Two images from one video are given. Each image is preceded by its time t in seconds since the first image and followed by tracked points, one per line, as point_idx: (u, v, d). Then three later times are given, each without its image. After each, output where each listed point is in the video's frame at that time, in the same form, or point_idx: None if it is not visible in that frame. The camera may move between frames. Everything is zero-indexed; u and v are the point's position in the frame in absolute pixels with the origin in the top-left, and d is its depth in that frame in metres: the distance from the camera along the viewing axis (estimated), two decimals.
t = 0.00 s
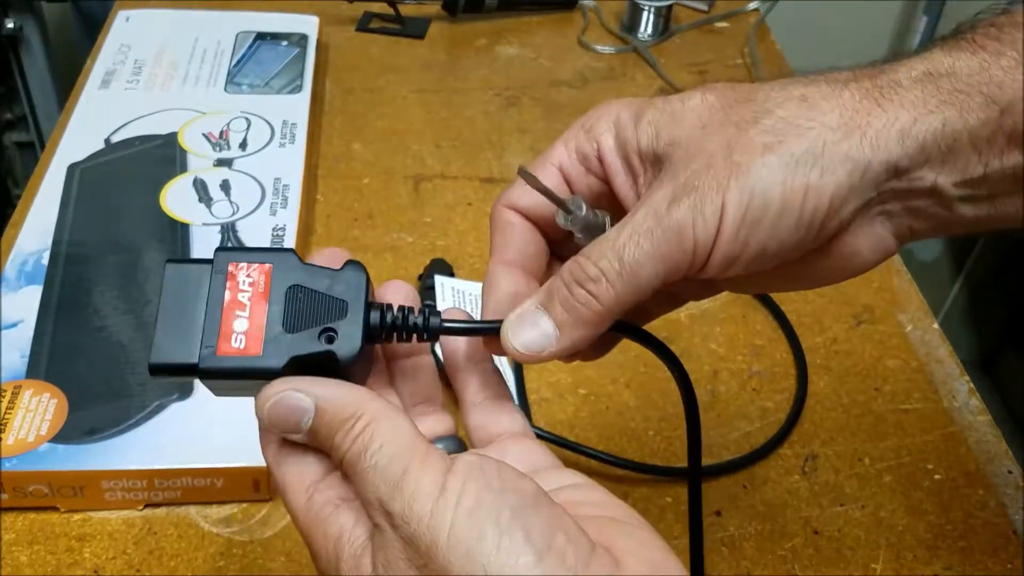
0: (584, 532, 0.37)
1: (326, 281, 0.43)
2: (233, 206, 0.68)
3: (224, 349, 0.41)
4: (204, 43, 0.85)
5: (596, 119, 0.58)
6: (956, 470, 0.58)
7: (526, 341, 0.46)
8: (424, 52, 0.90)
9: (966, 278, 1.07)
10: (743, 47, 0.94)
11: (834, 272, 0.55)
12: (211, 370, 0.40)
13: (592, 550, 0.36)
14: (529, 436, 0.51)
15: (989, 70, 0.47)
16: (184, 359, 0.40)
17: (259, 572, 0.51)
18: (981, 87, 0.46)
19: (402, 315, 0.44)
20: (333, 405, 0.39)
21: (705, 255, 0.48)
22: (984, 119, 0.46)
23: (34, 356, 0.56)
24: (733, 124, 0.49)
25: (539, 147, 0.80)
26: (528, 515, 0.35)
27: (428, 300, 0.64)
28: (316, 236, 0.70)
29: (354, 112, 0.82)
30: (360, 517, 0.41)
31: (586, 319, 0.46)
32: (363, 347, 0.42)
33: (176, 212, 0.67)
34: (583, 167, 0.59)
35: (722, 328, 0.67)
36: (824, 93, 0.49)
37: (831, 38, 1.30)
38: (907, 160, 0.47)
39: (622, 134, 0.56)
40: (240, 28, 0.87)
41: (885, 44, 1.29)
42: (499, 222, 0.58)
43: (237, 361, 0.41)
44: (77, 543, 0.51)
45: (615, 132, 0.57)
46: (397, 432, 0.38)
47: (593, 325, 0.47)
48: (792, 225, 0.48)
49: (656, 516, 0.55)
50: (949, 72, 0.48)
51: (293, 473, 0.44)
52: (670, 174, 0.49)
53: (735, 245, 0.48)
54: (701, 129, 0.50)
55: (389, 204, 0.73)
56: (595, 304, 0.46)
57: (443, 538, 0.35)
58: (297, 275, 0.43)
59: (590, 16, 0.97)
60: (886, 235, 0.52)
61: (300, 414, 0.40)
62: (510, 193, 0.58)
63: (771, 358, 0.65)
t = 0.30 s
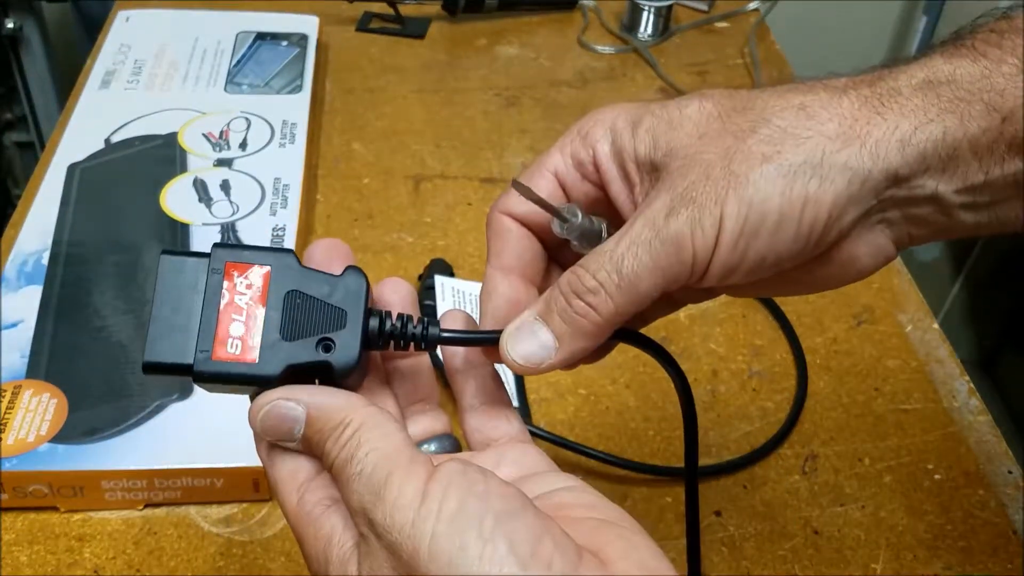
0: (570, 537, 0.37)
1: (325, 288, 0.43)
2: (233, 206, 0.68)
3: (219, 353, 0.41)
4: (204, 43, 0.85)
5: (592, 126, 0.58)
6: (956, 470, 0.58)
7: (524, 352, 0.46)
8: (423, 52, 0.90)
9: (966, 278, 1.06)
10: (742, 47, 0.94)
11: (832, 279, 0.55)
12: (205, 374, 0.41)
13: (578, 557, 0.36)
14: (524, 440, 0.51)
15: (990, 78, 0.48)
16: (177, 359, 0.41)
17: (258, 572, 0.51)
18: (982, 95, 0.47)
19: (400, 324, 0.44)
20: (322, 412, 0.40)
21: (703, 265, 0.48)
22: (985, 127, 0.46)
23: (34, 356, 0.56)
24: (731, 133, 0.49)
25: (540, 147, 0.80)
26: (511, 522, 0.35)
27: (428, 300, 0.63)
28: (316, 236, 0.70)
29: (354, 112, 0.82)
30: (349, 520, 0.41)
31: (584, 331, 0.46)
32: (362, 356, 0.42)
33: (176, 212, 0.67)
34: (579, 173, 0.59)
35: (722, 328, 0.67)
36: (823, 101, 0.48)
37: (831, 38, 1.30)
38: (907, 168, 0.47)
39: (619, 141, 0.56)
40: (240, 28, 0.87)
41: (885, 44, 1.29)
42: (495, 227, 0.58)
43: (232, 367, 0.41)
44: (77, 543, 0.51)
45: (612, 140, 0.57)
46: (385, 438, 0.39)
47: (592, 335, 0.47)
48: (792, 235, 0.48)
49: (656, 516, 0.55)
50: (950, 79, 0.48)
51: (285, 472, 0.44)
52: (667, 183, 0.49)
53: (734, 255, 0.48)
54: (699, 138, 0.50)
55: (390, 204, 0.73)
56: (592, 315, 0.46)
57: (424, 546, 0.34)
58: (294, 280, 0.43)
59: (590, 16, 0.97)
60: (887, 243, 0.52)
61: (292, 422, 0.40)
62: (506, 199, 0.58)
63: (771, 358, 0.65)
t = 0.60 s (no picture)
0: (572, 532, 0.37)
1: (332, 284, 0.43)
2: (233, 206, 0.68)
3: (225, 348, 0.41)
4: (204, 43, 0.85)
5: (593, 126, 0.58)
6: (956, 469, 0.58)
7: (528, 350, 0.46)
8: (423, 52, 0.90)
9: (966, 278, 1.06)
10: (742, 47, 0.94)
11: (832, 278, 0.55)
12: (210, 368, 0.40)
13: (579, 551, 0.36)
14: (525, 436, 0.51)
15: (988, 76, 0.47)
16: (184, 352, 0.40)
17: (258, 572, 0.51)
18: (981, 94, 0.46)
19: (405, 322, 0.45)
20: (325, 406, 0.40)
21: (704, 263, 0.48)
22: (983, 126, 0.46)
23: (34, 356, 0.56)
24: (731, 132, 0.49)
25: (540, 147, 0.80)
26: (512, 516, 0.35)
27: (428, 299, 0.63)
28: (316, 236, 0.70)
29: (354, 112, 0.82)
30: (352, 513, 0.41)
31: (586, 329, 0.46)
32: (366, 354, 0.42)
33: (176, 212, 0.67)
34: (580, 173, 0.59)
35: (722, 328, 0.67)
36: (822, 100, 0.49)
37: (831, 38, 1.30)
38: (905, 167, 0.47)
39: (620, 141, 0.56)
40: (240, 28, 0.87)
41: (885, 44, 1.29)
42: (498, 228, 0.58)
43: (238, 362, 0.41)
44: (77, 543, 0.51)
45: (613, 140, 0.57)
46: (386, 433, 0.39)
47: (593, 333, 0.47)
48: (792, 234, 0.47)
49: (655, 517, 0.55)
50: (948, 77, 0.48)
51: (288, 464, 0.44)
52: (667, 183, 0.48)
53: (734, 253, 0.48)
54: (698, 138, 0.50)
55: (389, 204, 0.73)
56: (594, 313, 0.46)
57: (427, 540, 0.34)
58: (300, 276, 0.43)
59: (590, 16, 0.97)
60: (886, 241, 0.52)
61: (295, 416, 0.40)
62: (507, 199, 0.58)
63: (770, 358, 0.65)
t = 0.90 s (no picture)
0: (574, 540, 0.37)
1: (317, 265, 0.43)
2: (233, 206, 0.68)
3: (214, 330, 0.40)
4: (204, 43, 0.85)
5: (597, 110, 0.58)
6: (956, 469, 0.58)
7: (518, 322, 0.44)
8: (423, 52, 0.90)
9: (966, 278, 1.06)
10: (742, 47, 0.94)
11: (829, 273, 0.54)
12: (201, 351, 0.40)
13: (581, 560, 0.35)
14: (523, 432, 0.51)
15: (986, 73, 0.48)
16: (173, 340, 0.40)
17: (259, 572, 0.51)
18: (978, 89, 0.47)
19: (394, 301, 0.44)
20: (330, 408, 0.40)
21: (701, 245, 0.47)
22: (980, 120, 0.47)
23: (34, 356, 0.56)
24: (734, 117, 0.49)
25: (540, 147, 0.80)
26: (514, 525, 0.35)
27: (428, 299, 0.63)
28: (316, 236, 0.70)
29: (354, 112, 0.82)
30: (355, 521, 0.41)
31: (579, 302, 0.45)
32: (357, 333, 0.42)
33: (176, 212, 0.67)
34: (580, 157, 0.59)
35: (722, 328, 0.67)
36: (824, 90, 0.49)
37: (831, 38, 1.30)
38: (905, 158, 0.47)
39: (623, 127, 0.56)
40: (240, 28, 0.87)
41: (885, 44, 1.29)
42: (490, 198, 0.58)
43: (229, 341, 0.40)
44: (77, 542, 0.51)
45: (617, 125, 0.57)
46: (392, 437, 0.39)
47: (584, 310, 0.45)
48: (788, 218, 0.48)
49: (655, 516, 0.55)
50: (947, 74, 0.49)
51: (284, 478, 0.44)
52: (669, 165, 0.48)
53: (732, 235, 0.47)
54: (701, 122, 0.50)
55: (389, 204, 0.73)
56: (591, 288, 0.44)
57: (431, 549, 0.35)
58: (288, 262, 0.43)
59: (590, 17, 0.97)
60: (882, 238, 0.52)
61: (299, 416, 0.40)
62: (504, 170, 0.58)
63: (770, 357, 0.65)
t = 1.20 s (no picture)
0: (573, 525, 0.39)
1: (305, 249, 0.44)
2: (234, 205, 0.68)
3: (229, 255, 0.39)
4: (205, 43, 0.85)
5: (606, 92, 0.60)
6: (954, 469, 0.58)
7: (500, 262, 0.46)
8: (423, 52, 0.90)
9: (965, 277, 1.07)
10: (742, 47, 0.94)
11: (826, 259, 0.55)
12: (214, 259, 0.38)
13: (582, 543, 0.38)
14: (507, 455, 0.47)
15: (978, 61, 0.49)
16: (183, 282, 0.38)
17: (260, 571, 0.51)
18: (971, 77, 0.48)
19: (396, 259, 0.43)
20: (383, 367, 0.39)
21: (687, 211, 0.48)
22: (974, 106, 0.47)
23: (35, 355, 0.56)
24: (733, 95, 0.50)
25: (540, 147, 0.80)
26: (525, 502, 0.37)
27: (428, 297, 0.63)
28: (317, 235, 0.70)
29: (355, 113, 0.82)
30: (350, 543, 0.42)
31: (564, 250, 0.46)
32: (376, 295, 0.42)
33: (177, 212, 0.67)
34: (589, 136, 0.61)
35: (721, 328, 0.67)
36: (822, 74, 0.50)
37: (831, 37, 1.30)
38: (899, 140, 0.48)
39: (630, 105, 0.58)
40: (240, 28, 0.87)
41: (885, 43, 1.30)
42: (505, 178, 0.61)
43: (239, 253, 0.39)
44: (80, 541, 0.52)
45: (624, 104, 0.58)
46: (431, 413, 0.39)
47: (568, 256, 0.46)
48: (779, 191, 0.48)
49: (654, 515, 0.55)
50: (940, 62, 0.50)
51: (275, 510, 0.45)
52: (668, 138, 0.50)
53: (720, 204, 0.48)
54: (703, 98, 0.52)
55: (390, 204, 0.73)
56: (576, 239, 0.45)
57: (447, 524, 0.36)
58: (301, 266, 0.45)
59: (590, 17, 0.97)
60: (877, 227, 0.53)
61: (347, 355, 0.38)
62: (517, 151, 0.61)
63: (769, 357, 0.65)
